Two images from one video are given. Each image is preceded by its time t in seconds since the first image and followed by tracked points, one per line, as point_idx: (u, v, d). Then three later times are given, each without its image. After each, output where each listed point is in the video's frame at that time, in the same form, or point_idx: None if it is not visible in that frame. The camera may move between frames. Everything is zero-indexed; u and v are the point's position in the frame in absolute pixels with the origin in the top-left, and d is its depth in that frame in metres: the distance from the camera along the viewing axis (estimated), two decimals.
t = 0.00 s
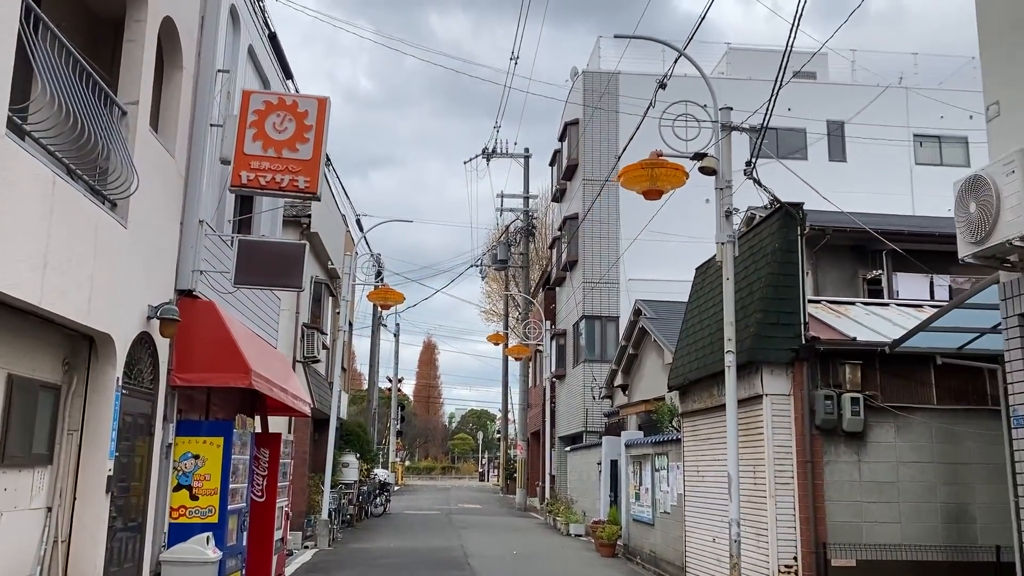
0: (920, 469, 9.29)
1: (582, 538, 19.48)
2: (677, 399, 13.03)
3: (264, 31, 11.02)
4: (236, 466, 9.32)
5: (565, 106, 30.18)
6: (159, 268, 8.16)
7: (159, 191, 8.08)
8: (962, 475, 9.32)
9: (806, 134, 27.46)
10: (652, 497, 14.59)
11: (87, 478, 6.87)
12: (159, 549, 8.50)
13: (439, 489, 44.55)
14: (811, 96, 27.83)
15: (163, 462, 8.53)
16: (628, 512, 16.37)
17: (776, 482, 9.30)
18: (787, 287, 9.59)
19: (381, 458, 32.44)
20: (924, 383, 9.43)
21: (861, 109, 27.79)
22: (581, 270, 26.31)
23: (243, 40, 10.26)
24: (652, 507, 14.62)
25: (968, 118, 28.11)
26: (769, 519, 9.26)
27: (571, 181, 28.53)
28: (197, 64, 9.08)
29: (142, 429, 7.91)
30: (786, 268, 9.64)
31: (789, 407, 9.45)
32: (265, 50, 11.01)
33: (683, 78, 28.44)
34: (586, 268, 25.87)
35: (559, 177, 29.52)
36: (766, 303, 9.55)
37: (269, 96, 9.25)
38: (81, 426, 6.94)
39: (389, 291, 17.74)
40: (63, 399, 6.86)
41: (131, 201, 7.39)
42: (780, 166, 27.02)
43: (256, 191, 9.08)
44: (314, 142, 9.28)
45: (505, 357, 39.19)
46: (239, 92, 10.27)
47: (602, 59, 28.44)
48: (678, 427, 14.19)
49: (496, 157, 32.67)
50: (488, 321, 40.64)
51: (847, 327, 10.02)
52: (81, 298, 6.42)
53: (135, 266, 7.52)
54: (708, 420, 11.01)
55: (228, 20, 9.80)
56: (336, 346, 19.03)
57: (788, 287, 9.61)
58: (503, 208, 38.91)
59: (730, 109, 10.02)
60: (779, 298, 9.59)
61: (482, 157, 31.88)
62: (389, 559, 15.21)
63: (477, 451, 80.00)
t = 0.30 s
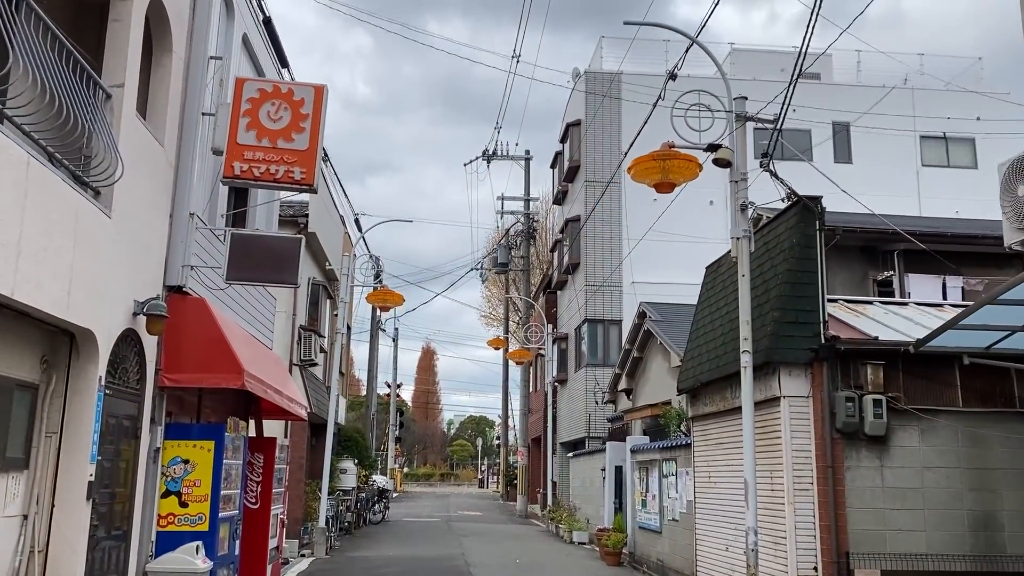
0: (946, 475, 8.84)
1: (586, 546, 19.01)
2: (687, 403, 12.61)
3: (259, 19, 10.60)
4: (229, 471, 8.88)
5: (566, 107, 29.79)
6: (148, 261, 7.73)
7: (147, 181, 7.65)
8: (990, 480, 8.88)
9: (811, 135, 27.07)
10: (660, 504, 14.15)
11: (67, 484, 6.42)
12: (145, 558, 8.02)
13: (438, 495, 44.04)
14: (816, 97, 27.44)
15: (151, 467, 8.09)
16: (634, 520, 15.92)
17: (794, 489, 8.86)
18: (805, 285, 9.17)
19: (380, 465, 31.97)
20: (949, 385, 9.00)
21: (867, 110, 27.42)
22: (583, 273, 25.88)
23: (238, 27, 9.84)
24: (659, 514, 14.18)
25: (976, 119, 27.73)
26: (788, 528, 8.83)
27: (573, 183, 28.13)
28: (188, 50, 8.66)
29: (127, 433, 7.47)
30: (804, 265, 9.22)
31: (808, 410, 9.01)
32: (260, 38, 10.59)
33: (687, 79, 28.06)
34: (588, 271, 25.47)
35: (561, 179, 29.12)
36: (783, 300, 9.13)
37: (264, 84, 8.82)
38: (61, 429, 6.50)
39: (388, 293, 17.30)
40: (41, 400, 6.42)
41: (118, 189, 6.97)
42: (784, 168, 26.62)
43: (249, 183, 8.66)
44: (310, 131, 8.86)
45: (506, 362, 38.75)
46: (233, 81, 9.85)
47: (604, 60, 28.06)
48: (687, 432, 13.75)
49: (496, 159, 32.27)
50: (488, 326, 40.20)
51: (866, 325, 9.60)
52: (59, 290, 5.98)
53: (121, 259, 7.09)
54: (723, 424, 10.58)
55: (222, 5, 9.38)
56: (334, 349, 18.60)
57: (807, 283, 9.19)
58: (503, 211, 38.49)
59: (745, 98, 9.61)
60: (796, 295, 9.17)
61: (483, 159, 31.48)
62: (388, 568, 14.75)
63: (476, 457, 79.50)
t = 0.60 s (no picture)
0: (971, 484, 8.37)
1: (588, 554, 18.52)
2: (694, 407, 12.14)
3: (249, 5, 10.15)
4: (215, 480, 8.41)
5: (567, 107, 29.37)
6: (128, 257, 7.26)
7: (127, 171, 7.20)
8: (1016, 489, 8.43)
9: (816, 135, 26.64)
10: (666, 512, 13.67)
11: (36, 495, 5.95)
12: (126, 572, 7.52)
13: (437, 501, 43.55)
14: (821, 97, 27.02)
15: (131, 476, 7.61)
16: (638, 528, 15.44)
17: (812, 498, 8.38)
18: (823, 283, 8.71)
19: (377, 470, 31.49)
20: (974, 389, 8.54)
21: (872, 110, 27.01)
22: (584, 275, 25.42)
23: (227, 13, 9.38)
24: (665, 523, 13.71)
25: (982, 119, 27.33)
26: (806, 539, 8.35)
27: (573, 184, 27.69)
28: (174, 34, 8.20)
29: (104, 440, 6.99)
30: (822, 262, 8.76)
31: (826, 415, 8.55)
32: (250, 26, 10.13)
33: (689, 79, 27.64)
34: (589, 273, 25.01)
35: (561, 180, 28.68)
36: (800, 299, 8.67)
37: (253, 71, 8.38)
38: (30, 435, 6.02)
39: (385, 294, 16.85)
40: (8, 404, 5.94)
41: (94, 178, 6.51)
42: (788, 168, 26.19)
43: (237, 174, 8.19)
44: (302, 121, 8.41)
45: (505, 366, 38.27)
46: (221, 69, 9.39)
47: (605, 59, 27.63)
48: (694, 438, 13.28)
49: (496, 160, 31.83)
50: (487, 330, 39.74)
51: (886, 326, 9.13)
52: (25, 283, 5.52)
53: (98, 253, 6.63)
54: (736, 429, 10.12)
55: None
56: (330, 352, 18.12)
57: (825, 281, 8.72)
58: (502, 213, 38.04)
59: (758, 87, 9.17)
60: (814, 294, 8.71)
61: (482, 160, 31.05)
62: None
63: (475, 462, 78.96)
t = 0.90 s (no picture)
0: (1004, 484, 7.94)
1: (594, 558, 18.09)
2: (708, 405, 11.75)
3: None
4: (209, 479, 7.98)
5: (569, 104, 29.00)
6: (116, 241, 6.85)
7: (115, 151, 6.79)
8: None
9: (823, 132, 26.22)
10: (676, 514, 13.26)
11: (14, 495, 5.53)
12: None
13: (437, 504, 43.14)
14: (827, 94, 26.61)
15: (120, 475, 7.19)
16: (647, 531, 15.02)
17: (838, 499, 7.96)
18: (848, 273, 8.30)
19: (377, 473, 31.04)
20: (1006, 384, 8.12)
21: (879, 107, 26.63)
22: (587, 274, 25.01)
23: None
24: (675, 525, 13.29)
25: (991, 115, 26.95)
26: (831, 542, 7.93)
27: (576, 182, 27.29)
28: (167, 11, 7.82)
29: (90, 435, 6.57)
30: (847, 251, 8.35)
31: (850, 411, 8.14)
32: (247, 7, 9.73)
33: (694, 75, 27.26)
34: (593, 271, 24.60)
35: (564, 179, 28.29)
36: (823, 290, 8.27)
37: (249, 50, 7.98)
38: (8, 431, 5.60)
39: (386, 291, 16.44)
40: None
41: (78, 156, 6.10)
42: (796, 165, 25.72)
43: (233, 159, 7.80)
44: (301, 101, 8.01)
45: (506, 367, 37.85)
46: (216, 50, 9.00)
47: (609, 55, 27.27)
48: (706, 437, 12.86)
49: (497, 159, 31.45)
50: (488, 331, 39.33)
51: (913, 319, 8.71)
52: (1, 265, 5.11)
53: (83, 236, 6.21)
54: (754, 427, 9.72)
55: None
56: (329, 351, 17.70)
57: (850, 271, 8.32)
58: (503, 213, 37.64)
59: (778, 69, 8.78)
60: (839, 284, 8.30)
61: (483, 158, 30.66)
62: None
63: (475, 465, 78.57)
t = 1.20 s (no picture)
0: None
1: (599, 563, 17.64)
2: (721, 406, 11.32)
3: None
4: (201, 485, 7.55)
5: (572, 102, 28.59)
6: (100, 231, 6.42)
7: (98, 134, 6.36)
8: None
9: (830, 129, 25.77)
10: (687, 519, 12.82)
11: None
12: None
13: (437, 507, 42.68)
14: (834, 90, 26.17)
15: (105, 480, 6.76)
16: (655, 536, 14.58)
17: (865, 504, 7.53)
18: (875, 267, 7.89)
19: (376, 476, 30.56)
20: None
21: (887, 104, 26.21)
22: (590, 273, 24.58)
23: None
24: (686, 530, 12.85)
25: (1000, 113, 26.56)
26: (858, 550, 7.49)
27: (579, 180, 26.84)
28: None
29: (71, 438, 6.12)
30: (874, 244, 7.93)
31: (877, 411, 7.70)
32: None
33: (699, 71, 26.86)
34: (596, 271, 24.17)
35: (566, 177, 27.87)
36: (849, 284, 7.85)
37: (244, 31, 7.56)
38: None
39: (387, 290, 16.02)
40: None
41: (56, 136, 5.67)
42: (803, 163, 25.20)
43: (226, 145, 7.36)
44: (298, 85, 7.58)
45: (507, 369, 37.41)
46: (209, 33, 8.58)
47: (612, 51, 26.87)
48: (717, 440, 12.42)
49: (498, 157, 31.02)
50: (488, 332, 38.90)
51: (941, 315, 8.27)
52: None
53: (63, 224, 5.78)
54: (773, 428, 9.28)
55: None
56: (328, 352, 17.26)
57: (876, 265, 7.90)
58: (504, 213, 37.21)
59: (800, 53, 8.37)
60: (865, 279, 7.88)
61: (484, 156, 30.22)
62: None
63: (475, 468, 78.13)
